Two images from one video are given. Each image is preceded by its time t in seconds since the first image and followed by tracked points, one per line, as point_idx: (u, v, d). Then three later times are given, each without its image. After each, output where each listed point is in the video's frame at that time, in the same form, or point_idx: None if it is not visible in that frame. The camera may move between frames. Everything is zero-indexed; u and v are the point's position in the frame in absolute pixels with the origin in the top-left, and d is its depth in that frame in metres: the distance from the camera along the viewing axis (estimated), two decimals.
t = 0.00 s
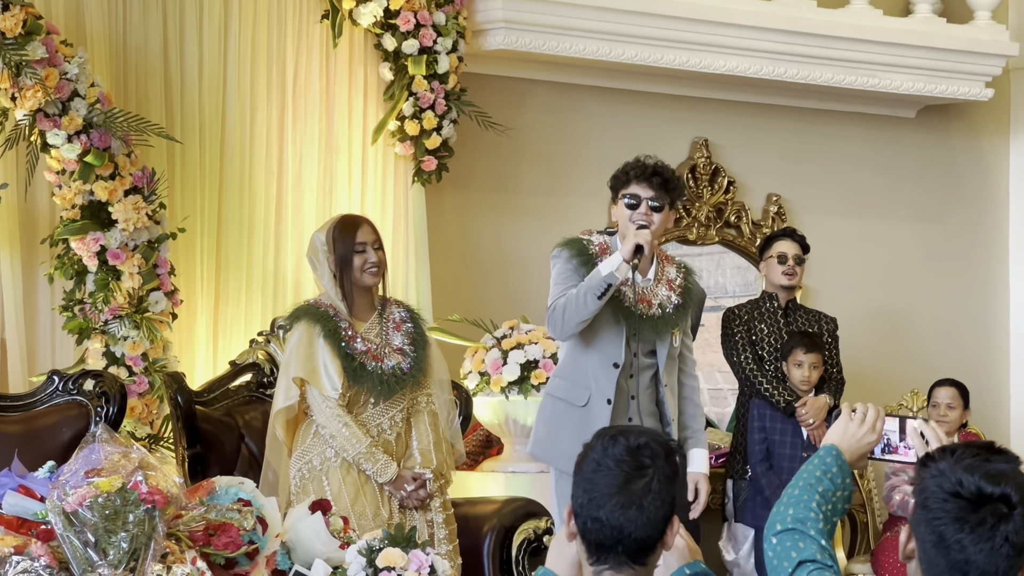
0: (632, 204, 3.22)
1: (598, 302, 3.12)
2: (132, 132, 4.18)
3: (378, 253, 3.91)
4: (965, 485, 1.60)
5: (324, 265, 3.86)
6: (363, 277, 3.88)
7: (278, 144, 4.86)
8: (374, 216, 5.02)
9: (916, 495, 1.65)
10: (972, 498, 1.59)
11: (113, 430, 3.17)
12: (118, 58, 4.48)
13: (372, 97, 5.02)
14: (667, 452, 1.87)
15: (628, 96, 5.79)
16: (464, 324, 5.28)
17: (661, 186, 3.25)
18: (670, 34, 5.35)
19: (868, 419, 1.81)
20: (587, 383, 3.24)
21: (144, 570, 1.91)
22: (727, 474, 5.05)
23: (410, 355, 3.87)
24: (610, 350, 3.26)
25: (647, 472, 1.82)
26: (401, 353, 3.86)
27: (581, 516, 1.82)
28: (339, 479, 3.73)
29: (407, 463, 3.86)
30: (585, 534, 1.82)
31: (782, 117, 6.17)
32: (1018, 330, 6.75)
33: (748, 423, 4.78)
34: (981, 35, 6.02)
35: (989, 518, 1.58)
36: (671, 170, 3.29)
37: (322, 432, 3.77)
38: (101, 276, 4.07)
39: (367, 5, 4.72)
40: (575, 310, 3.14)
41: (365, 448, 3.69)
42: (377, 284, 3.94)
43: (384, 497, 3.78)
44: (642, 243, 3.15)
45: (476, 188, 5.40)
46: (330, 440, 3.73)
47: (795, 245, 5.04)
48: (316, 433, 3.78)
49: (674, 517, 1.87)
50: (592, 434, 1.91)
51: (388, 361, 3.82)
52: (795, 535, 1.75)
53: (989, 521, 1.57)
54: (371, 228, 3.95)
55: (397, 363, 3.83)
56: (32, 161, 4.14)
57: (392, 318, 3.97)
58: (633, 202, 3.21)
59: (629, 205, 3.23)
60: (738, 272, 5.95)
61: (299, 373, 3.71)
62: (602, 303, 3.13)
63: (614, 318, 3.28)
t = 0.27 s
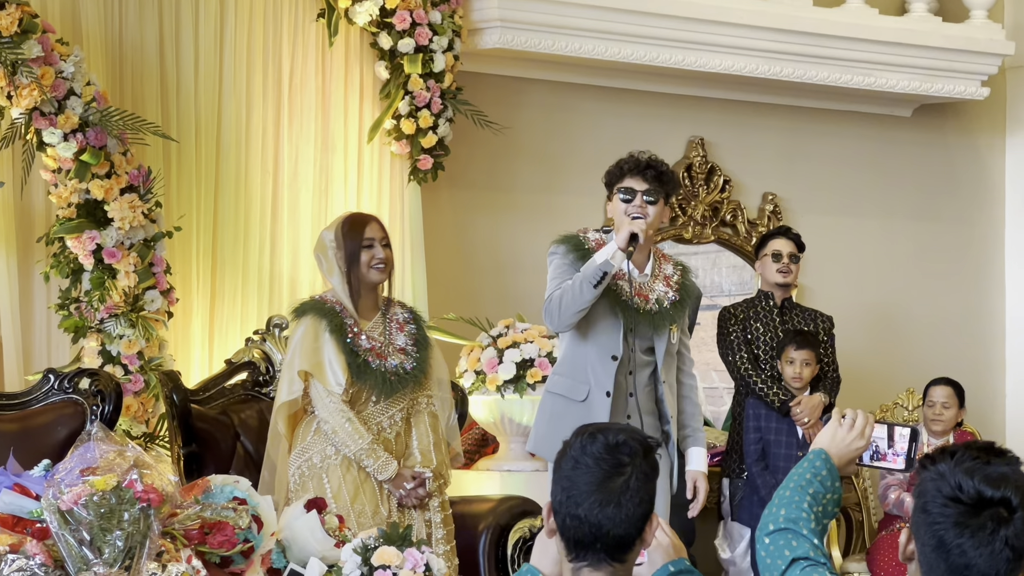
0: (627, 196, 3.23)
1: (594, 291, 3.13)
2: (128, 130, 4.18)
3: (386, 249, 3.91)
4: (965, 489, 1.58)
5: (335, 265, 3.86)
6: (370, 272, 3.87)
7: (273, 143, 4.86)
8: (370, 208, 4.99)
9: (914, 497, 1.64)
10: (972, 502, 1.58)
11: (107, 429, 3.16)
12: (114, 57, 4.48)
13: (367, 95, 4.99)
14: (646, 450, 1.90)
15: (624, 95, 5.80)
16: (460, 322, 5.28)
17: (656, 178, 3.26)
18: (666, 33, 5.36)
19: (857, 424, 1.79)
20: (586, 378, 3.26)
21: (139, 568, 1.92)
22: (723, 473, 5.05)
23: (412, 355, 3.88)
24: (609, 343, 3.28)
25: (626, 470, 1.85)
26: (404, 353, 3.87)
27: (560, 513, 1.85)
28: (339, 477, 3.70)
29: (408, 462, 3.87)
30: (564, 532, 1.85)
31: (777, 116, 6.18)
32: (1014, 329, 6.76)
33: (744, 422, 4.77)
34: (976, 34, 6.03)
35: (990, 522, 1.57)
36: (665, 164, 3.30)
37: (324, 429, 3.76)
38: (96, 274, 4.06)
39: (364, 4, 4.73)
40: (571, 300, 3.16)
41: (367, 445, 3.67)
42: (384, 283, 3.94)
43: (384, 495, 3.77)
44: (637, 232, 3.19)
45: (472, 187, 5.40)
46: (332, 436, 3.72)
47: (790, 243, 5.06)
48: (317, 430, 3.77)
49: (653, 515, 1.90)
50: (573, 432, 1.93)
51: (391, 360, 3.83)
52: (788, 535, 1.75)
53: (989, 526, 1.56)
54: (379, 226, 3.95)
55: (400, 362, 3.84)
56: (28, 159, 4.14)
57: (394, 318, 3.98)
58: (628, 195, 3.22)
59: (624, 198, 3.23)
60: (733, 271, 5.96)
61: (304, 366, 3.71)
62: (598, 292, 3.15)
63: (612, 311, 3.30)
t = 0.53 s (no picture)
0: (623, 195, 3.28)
1: (592, 286, 3.15)
2: (124, 134, 4.18)
3: (399, 251, 3.95)
4: (949, 493, 1.56)
5: (349, 265, 3.88)
6: (383, 273, 3.90)
7: (270, 145, 4.86)
8: (366, 210, 5.00)
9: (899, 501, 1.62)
10: (957, 506, 1.56)
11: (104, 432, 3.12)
12: (110, 59, 4.48)
13: (364, 99, 5.02)
14: (633, 451, 1.94)
15: (620, 98, 5.80)
16: (456, 325, 5.28)
17: (651, 177, 3.32)
18: (661, 35, 5.36)
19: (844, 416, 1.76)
20: (585, 377, 3.27)
21: (136, 569, 1.92)
22: (719, 476, 5.06)
23: (418, 360, 3.87)
24: (608, 341, 3.28)
25: (614, 472, 1.89)
26: (410, 358, 3.86)
27: (548, 515, 1.88)
28: (341, 477, 3.72)
29: (410, 466, 3.88)
30: (552, 533, 1.88)
31: (773, 118, 6.19)
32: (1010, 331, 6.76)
33: (740, 425, 4.77)
34: (972, 37, 6.04)
35: (976, 526, 1.55)
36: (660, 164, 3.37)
37: (327, 429, 3.77)
38: (93, 277, 4.07)
39: (359, 7, 4.75)
40: (569, 296, 3.18)
41: (371, 445, 3.68)
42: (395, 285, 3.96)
43: (385, 497, 3.78)
44: (633, 227, 3.20)
45: (468, 190, 5.41)
46: (335, 435, 3.71)
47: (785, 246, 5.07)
48: (319, 432, 3.79)
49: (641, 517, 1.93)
50: (560, 434, 1.96)
51: (397, 363, 3.83)
52: (780, 537, 1.71)
53: (975, 530, 1.55)
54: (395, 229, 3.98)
55: (406, 367, 3.84)
56: (23, 162, 4.14)
57: (402, 324, 3.97)
58: (624, 192, 3.27)
59: (620, 196, 3.28)
60: (730, 274, 5.96)
61: (313, 362, 3.71)
62: (597, 286, 3.16)
63: (610, 311, 3.30)
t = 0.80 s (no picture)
0: (614, 195, 3.29)
1: (585, 281, 3.17)
2: (116, 136, 4.18)
3: (400, 254, 3.96)
4: (929, 493, 1.59)
5: (349, 267, 3.88)
6: (383, 276, 3.91)
7: (261, 148, 4.86)
8: (357, 214, 5.02)
9: (880, 507, 1.64)
10: (938, 506, 1.59)
11: (93, 434, 3.16)
12: (101, 62, 4.47)
13: (355, 101, 5.01)
14: (621, 453, 1.95)
15: (612, 101, 5.81)
16: (447, 327, 5.29)
17: (640, 177, 3.36)
18: (653, 38, 5.37)
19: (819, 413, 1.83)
20: (581, 377, 3.27)
21: (127, 572, 1.91)
22: (711, 479, 5.07)
23: (415, 364, 3.89)
24: (604, 340, 3.30)
25: (601, 473, 1.90)
26: (407, 361, 3.88)
27: (536, 518, 1.89)
28: (337, 480, 3.73)
29: (405, 469, 3.88)
30: (540, 536, 1.89)
31: (765, 121, 6.20)
32: (1001, 334, 6.78)
33: (731, 428, 4.78)
34: (963, 40, 6.06)
35: (958, 524, 1.58)
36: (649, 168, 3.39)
37: (323, 431, 3.76)
38: (84, 280, 4.07)
39: (351, 10, 4.73)
40: (563, 292, 3.19)
41: (367, 447, 3.67)
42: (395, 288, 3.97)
43: (379, 500, 3.78)
44: (623, 222, 3.24)
45: (460, 193, 5.41)
46: (332, 435, 3.71)
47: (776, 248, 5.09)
48: (315, 433, 3.78)
49: (628, 519, 1.93)
50: (547, 436, 1.97)
51: (394, 366, 3.83)
52: (764, 538, 1.76)
53: (958, 528, 1.58)
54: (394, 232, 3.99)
55: (403, 369, 3.85)
56: (14, 165, 4.13)
57: (400, 327, 3.98)
58: (614, 194, 3.28)
59: (610, 199, 3.29)
60: (722, 277, 5.97)
61: (310, 363, 3.70)
62: (591, 281, 3.18)
63: (604, 309, 3.33)
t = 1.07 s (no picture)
0: (594, 201, 3.35)
1: (569, 279, 3.19)
2: (101, 140, 4.18)
3: (380, 259, 3.95)
4: (884, 494, 1.62)
5: (329, 274, 3.88)
6: (364, 282, 3.90)
7: (247, 153, 4.86)
8: (344, 216, 4.97)
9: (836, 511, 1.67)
10: (893, 507, 1.62)
11: (79, 440, 3.14)
12: (86, 66, 4.49)
13: (342, 107, 4.98)
14: (603, 457, 1.95)
15: (598, 106, 5.82)
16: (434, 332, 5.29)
17: (621, 182, 3.36)
18: (639, 43, 5.38)
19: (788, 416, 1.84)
20: (569, 381, 3.29)
21: None
22: (697, 484, 5.07)
23: (401, 368, 3.89)
24: (591, 342, 3.32)
25: (583, 478, 1.91)
26: (393, 365, 3.89)
27: (519, 523, 1.90)
28: (322, 485, 3.73)
29: (391, 474, 3.88)
30: (523, 541, 1.90)
31: (750, 126, 6.22)
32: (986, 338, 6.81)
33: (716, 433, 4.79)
34: (947, 45, 6.08)
35: (913, 524, 1.61)
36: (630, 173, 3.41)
37: (309, 435, 3.77)
38: (69, 285, 4.06)
39: (337, 15, 4.73)
40: (548, 291, 3.21)
41: (352, 452, 3.69)
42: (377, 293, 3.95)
43: (365, 505, 3.79)
44: (604, 220, 3.30)
45: (446, 197, 5.42)
46: (317, 442, 3.72)
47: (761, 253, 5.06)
48: (301, 437, 3.79)
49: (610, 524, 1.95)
50: (529, 441, 1.98)
51: (379, 370, 3.84)
52: (732, 542, 1.77)
53: (914, 527, 1.60)
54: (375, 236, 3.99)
55: (388, 373, 3.86)
56: None
57: (386, 330, 3.98)
58: (595, 198, 3.34)
59: (591, 203, 3.35)
60: (707, 281, 5.99)
61: (293, 370, 3.73)
62: (575, 279, 3.20)
63: (592, 314, 3.35)
